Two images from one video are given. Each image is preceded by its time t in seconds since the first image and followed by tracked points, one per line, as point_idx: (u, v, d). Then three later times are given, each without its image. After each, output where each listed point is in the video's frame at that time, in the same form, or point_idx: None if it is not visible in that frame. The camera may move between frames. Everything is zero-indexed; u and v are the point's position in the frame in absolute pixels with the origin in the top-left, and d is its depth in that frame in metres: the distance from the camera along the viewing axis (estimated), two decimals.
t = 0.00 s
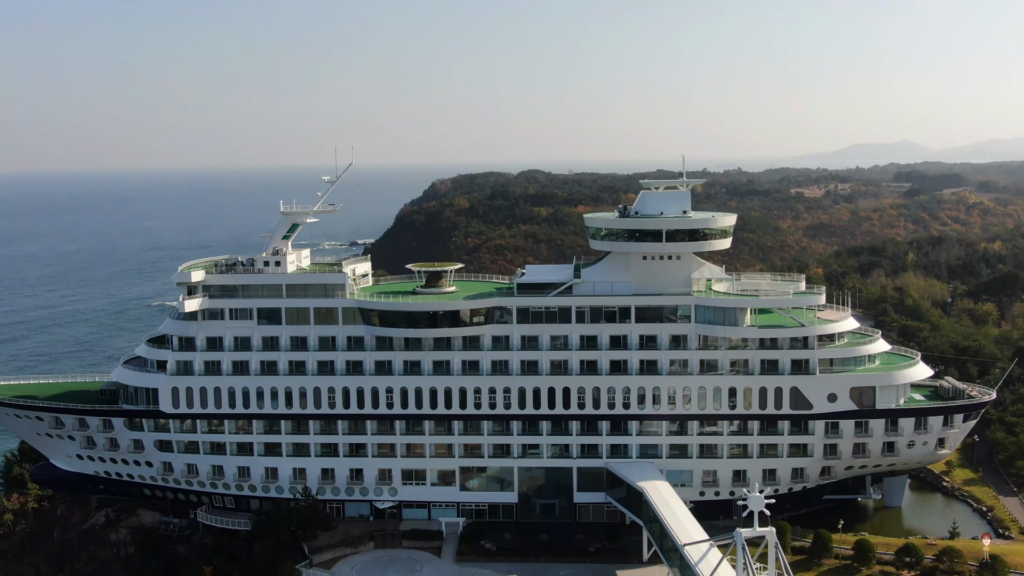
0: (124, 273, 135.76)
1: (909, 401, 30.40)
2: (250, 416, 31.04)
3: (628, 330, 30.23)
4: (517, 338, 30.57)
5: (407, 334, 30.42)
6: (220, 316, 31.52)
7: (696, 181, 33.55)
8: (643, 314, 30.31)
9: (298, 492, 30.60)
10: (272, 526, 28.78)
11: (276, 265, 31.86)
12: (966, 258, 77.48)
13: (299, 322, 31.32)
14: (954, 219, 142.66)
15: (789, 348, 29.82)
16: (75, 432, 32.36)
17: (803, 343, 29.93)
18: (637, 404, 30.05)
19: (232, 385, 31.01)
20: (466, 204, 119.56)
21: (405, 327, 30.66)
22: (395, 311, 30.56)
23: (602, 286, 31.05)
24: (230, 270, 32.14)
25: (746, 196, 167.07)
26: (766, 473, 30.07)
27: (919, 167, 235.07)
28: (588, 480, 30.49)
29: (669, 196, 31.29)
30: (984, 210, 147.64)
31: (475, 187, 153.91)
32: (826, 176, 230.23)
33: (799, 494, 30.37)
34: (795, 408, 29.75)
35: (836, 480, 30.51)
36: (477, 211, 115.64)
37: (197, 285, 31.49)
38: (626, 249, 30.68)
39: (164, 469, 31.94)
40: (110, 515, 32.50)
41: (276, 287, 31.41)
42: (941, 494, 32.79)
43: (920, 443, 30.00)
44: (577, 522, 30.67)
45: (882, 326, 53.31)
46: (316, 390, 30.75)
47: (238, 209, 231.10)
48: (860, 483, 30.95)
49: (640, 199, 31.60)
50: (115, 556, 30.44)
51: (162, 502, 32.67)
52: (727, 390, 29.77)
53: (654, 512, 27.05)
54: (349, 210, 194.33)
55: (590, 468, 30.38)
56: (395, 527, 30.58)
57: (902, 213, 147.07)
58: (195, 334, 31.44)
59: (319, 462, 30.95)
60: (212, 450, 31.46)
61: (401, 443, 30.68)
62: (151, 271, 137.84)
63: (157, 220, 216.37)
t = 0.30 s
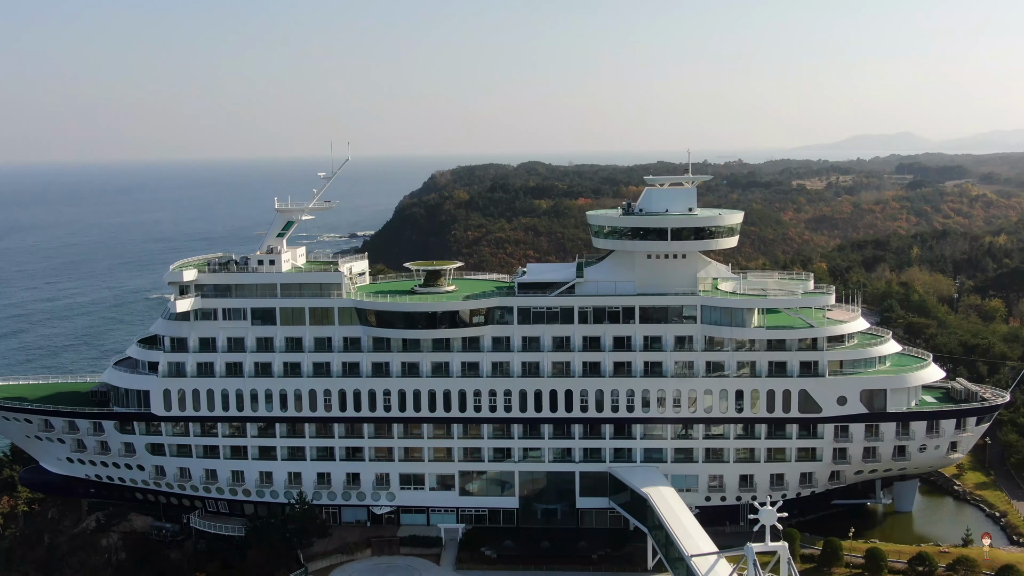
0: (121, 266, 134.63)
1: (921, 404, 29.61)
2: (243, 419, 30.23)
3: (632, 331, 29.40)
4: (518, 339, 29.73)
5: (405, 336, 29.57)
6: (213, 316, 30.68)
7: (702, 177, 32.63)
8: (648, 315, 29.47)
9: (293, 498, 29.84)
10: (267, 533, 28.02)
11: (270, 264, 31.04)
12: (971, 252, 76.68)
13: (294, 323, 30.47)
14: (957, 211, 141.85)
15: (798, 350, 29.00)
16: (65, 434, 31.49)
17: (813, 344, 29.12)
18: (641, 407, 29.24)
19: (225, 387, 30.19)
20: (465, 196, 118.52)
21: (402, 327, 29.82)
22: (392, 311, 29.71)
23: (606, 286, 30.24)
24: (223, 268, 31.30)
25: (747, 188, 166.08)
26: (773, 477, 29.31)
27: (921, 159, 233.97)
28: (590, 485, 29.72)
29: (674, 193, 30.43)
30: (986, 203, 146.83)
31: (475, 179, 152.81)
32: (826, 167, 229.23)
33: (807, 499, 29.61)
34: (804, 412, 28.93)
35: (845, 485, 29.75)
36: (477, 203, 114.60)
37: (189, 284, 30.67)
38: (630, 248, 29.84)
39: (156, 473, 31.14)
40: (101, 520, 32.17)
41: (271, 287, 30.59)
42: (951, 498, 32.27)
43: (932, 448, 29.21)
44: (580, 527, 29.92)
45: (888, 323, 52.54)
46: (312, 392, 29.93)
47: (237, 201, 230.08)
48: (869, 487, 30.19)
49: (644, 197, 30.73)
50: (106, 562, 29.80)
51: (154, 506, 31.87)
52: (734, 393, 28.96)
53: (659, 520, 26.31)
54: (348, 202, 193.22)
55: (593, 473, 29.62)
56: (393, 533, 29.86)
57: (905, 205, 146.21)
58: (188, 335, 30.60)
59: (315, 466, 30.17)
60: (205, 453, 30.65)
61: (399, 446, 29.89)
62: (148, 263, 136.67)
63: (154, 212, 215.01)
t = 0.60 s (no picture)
0: (120, 261, 133.67)
1: (934, 410, 28.78)
2: (238, 425, 29.43)
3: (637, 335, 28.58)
4: (520, 344, 28.92)
5: (404, 340, 28.76)
6: (207, 319, 29.87)
7: (709, 176, 31.72)
8: (654, 318, 28.64)
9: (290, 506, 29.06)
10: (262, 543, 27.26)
11: (265, 265, 30.12)
12: (978, 248, 75.81)
13: (289, 326, 29.65)
14: (961, 206, 140.95)
15: (809, 355, 28.16)
16: (55, 440, 30.75)
17: (824, 349, 28.27)
18: (647, 414, 28.44)
19: (219, 393, 29.38)
20: (466, 191, 117.56)
21: (401, 331, 29.00)
22: (391, 315, 28.89)
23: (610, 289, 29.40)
24: (217, 270, 30.44)
25: (749, 182, 165.08)
26: (782, 486, 28.52)
27: (924, 153, 232.81)
28: (594, 492, 28.92)
29: (680, 193, 29.56)
30: (991, 198, 145.96)
31: (476, 174, 151.85)
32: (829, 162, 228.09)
33: (817, 507, 28.82)
34: (814, 418, 28.13)
35: (856, 493, 28.95)
36: (478, 198, 113.67)
37: (182, 286, 29.85)
38: (635, 250, 28.99)
39: (149, 480, 30.37)
40: (93, 528, 31.17)
41: (266, 290, 29.76)
42: (965, 506, 31.52)
43: (946, 455, 28.39)
44: (584, 536, 29.14)
45: (896, 322, 51.66)
46: (307, 398, 29.12)
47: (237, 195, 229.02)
48: (881, 495, 29.40)
49: (650, 197, 29.86)
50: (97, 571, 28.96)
51: (147, 514, 31.08)
52: (743, 399, 28.15)
53: (666, 531, 25.55)
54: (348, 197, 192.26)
55: (597, 480, 28.83)
56: (392, 542, 29.09)
57: (909, 200, 145.26)
58: (181, 338, 29.80)
59: (312, 473, 29.39)
60: (199, 460, 29.89)
61: (398, 453, 29.10)
62: (147, 258, 135.67)
63: (154, 206, 213.90)
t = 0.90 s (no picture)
0: (120, 256, 132.78)
1: (949, 417, 27.95)
2: (232, 432, 28.65)
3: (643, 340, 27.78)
4: (523, 349, 28.13)
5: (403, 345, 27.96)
6: (201, 323, 29.09)
7: (718, 176, 30.85)
8: (661, 323, 27.83)
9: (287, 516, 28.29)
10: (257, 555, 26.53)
11: (261, 267, 29.39)
12: (985, 245, 74.96)
13: (286, 330, 28.85)
14: (965, 202, 139.99)
15: (820, 360, 27.35)
16: (46, 447, 30.00)
17: (835, 355, 27.45)
18: (653, 421, 27.64)
19: (213, 399, 28.60)
20: (468, 187, 116.70)
21: (401, 336, 28.21)
22: (390, 319, 28.12)
23: (616, 292, 28.58)
24: (211, 272, 29.61)
25: (752, 178, 164.09)
26: (793, 495, 27.71)
27: (927, 148, 231.76)
28: (599, 501, 28.15)
29: (688, 194, 28.72)
30: (995, 193, 145.02)
31: (477, 170, 150.89)
32: (831, 157, 227.00)
33: (828, 517, 28.03)
34: (825, 426, 27.31)
35: (868, 503, 28.15)
36: (480, 194, 112.76)
37: (175, 289, 29.07)
38: (641, 252, 28.17)
39: (141, 488, 29.59)
40: (84, 537, 30.49)
41: (261, 293, 29.00)
42: (979, 515, 30.75)
43: (961, 464, 27.55)
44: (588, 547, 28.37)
45: (904, 322, 50.85)
46: (304, 404, 28.32)
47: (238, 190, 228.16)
48: (893, 505, 28.59)
49: (657, 197, 29.02)
50: None
51: (140, 522, 30.31)
52: (752, 406, 27.34)
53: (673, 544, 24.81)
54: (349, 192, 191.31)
55: (601, 489, 28.05)
56: (391, 553, 28.34)
57: (913, 195, 144.30)
58: (174, 343, 29.02)
59: (309, 482, 28.63)
60: (193, 468, 29.13)
61: (397, 462, 28.32)
62: (147, 254, 134.76)
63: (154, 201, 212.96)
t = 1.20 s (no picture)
0: (120, 252, 131.88)
1: (965, 425, 27.11)
2: (227, 439, 27.87)
3: (649, 345, 26.93)
4: (525, 354, 27.30)
5: (402, 351, 27.14)
6: (194, 328, 28.29)
7: (726, 176, 30.00)
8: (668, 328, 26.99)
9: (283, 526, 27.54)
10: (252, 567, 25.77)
11: (255, 270, 28.59)
12: (993, 242, 74.07)
13: (281, 335, 28.03)
14: (970, 197, 138.97)
15: (832, 367, 26.50)
16: (36, 455, 29.23)
17: (847, 361, 26.62)
18: (660, 429, 26.82)
19: (207, 406, 27.80)
20: (469, 182, 115.74)
21: (400, 341, 27.40)
22: (389, 324, 27.29)
23: (621, 296, 27.77)
24: (204, 275, 28.79)
25: (755, 173, 163.06)
26: (803, 505, 26.92)
27: (930, 142, 230.53)
28: (603, 511, 27.37)
29: (696, 195, 27.87)
30: (1001, 189, 143.99)
31: (478, 165, 149.92)
32: (834, 151, 225.79)
33: (840, 527, 27.25)
34: (837, 434, 26.48)
35: (880, 512, 27.36)
36: (482, 190, 111.87)
37: (168, 293, 28.28)
38: (647, 255, 27.33)
39: (134, 497, 28.83)
40: (75, 546, 29.63)
41: (256, 296, 28.19)
42: (994, 524, 29.98)
43: (977, 473, 26.71)
44: (593, 557, 27.59)
45: (913, 322, 50.03)
46: (300, 411, 27.53)
47: (238, 185, 227.21)
48: (906, 514, 27.79)
49: (664, 198, 28.17)
50: None
51: (133, 531, 29.56)
52: (761, 414, 26.52)
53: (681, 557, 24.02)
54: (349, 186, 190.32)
55: (606, 499, 27.27)
56: (390, 564, 27.60)
57: (917, 191, 143.27)
58: (166, 348, 28.22)
59: (305, 491, 27.86)
60: (186, 476, 28.36)
61: (396, 470, 27.54)
62: (147, 249, 133.85)
63: (154, 196, 212.04)
